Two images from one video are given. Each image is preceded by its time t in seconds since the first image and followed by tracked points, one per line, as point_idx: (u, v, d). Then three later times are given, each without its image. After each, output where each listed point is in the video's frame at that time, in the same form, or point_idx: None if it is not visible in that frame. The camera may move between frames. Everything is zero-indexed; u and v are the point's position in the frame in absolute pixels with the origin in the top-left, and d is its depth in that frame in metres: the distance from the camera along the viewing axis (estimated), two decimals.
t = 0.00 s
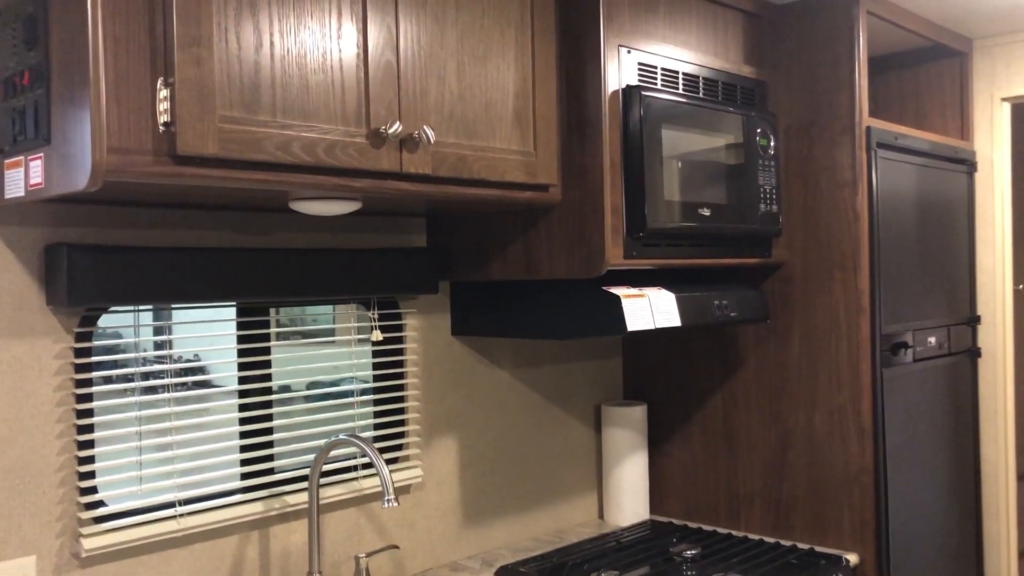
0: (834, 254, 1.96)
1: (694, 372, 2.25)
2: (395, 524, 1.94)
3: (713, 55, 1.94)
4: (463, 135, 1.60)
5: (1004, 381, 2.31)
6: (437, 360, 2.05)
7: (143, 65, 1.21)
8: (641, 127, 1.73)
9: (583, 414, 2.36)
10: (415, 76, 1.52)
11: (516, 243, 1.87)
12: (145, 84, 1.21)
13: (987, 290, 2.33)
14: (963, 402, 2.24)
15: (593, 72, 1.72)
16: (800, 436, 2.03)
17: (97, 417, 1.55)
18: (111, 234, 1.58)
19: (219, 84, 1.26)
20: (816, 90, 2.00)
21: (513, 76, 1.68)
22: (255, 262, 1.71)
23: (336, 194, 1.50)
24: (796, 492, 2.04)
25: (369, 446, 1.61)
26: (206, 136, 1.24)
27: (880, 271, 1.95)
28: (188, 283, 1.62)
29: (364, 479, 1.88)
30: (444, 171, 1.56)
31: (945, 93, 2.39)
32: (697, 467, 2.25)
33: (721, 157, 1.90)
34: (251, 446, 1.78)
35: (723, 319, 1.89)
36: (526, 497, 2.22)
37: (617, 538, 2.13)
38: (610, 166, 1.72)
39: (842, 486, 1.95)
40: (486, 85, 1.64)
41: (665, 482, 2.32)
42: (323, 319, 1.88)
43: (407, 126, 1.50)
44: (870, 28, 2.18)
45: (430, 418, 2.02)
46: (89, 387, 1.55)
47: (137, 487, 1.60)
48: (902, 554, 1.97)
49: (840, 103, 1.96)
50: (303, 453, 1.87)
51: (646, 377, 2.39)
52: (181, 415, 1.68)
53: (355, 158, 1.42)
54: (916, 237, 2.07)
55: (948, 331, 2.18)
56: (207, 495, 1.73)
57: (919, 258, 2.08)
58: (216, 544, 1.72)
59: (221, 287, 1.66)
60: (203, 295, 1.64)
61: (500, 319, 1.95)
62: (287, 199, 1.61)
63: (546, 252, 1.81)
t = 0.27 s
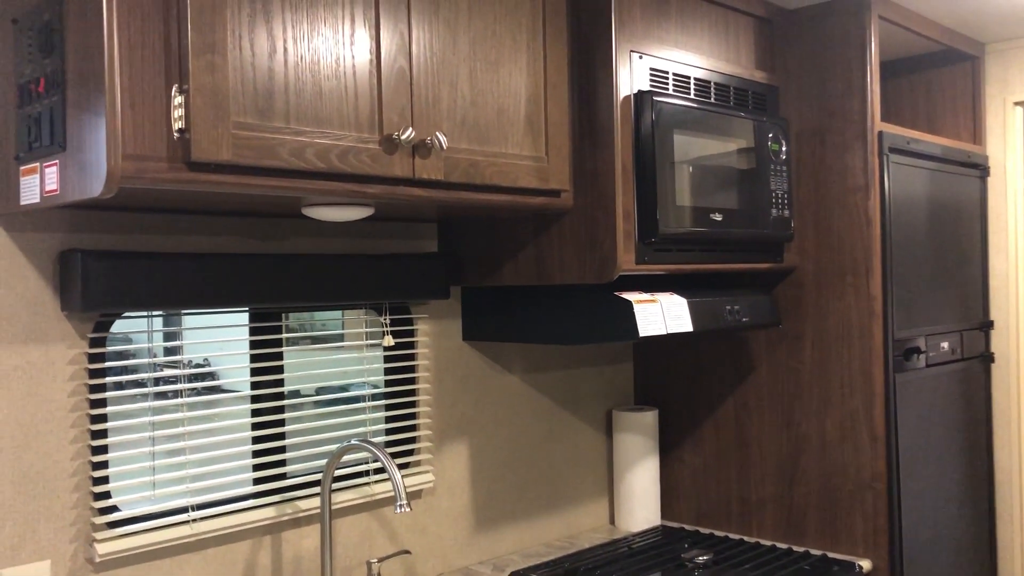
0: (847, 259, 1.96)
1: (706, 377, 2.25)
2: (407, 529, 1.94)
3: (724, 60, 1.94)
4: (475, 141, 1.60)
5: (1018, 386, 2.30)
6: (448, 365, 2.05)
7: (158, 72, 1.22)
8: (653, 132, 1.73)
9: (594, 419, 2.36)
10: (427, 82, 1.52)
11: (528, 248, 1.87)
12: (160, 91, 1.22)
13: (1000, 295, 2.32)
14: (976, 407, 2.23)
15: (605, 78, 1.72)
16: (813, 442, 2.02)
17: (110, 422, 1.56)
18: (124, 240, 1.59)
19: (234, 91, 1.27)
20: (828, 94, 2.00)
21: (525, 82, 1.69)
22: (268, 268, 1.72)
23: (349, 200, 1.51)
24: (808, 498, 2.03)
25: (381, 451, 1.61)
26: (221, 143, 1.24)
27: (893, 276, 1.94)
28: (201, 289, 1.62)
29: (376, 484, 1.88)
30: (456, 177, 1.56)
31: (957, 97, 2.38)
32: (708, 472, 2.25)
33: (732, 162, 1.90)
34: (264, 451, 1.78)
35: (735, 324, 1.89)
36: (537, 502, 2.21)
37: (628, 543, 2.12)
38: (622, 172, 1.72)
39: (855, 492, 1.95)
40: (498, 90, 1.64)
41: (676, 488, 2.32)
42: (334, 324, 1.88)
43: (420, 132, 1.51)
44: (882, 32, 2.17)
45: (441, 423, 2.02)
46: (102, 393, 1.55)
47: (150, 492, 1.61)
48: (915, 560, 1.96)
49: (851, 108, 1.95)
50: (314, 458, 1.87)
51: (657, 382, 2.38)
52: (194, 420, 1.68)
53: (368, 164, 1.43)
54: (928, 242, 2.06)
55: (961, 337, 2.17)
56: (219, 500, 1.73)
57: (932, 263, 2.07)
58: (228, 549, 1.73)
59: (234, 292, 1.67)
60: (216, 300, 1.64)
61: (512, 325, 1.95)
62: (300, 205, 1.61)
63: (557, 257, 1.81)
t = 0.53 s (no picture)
0: (854, 258, 1.95)
1: (713, 377, 2.25)
2: (414, 529, 1.95)
3: (731, 60, 1.94)
4: (482, 141, 1.60)
5: None
6: (455, 365, 2.05)
7: (166, 74, 1.22)
8: (660, 132, 1.73)
9: (601, 419, 2.36)
10: (434, 83, 1.53)
11: (535, 249, 1.87)
12: (168, 93, 1.22)
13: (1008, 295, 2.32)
14: (985, 407, 2.22)
15: (612, 78, 1.72)
16: (820, 442, 2.02)
17: (119, 423, 1.56)
18: (133, 241, 1.60)
19: (242, 93, 1.27)
20: (835, 94, 2.00)
21: (532, 83, 1.69)
22: (275, 269, 1.72)
23: (356, 201, 1.51)
24: (816, 498, 2.03)
25: (389, 452, 1.61)
26: (229, 144, 1.25)
27: (900, 276, 1.94)
28: (209, 290, 1.63)
29: (383, 484, 1.88)
30: (463, 178, 1.56)
31: (965, 96, 2.37)
32: (716, 473, 2.24)
33: (740, 162, 1.89)
34: (271, 452, 1.79)
35: (743, 325, 1.89)
36: (544, 503, 2.22)
37: (636, 544, 2.13)
38: (629, 171, 1.72)
39: (863, 493, 1.94)
40: (505, 91, 1.64)
41: (683, 488, 2.32)
42: (341, 324, 1.88)
43: (427, 133, 1.51)
44: (889, 31, 2.17)
45: (448, 423, 2.03)
46: (111, 394, 1.56)
47: (159, 493, 1.61)
48: (923, 561, 1.96)
49: (859, 107, 1.95)
50: (322, 459, 1.88)
51: (664, 382, 2.38)
52: (202, 421, 1.69)
53: (375, 165, 1.43)
54: (936, 242, 2.06)
55: (969, 336, 2.17)
56: (227, 500, 1.73)
57: (940, 263, 2.07)
58: (237, 549, 1.73)
59: (242, 293, 1.67)
60: (224, 301, 1.65)
61: (519, 325, 1.96)
62: (307, 206, 1.61)
63: (564, 258, 1.81)
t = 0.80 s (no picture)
0: (859, 255, 1.95)
1: (717, 375, 2.25)
2: (419, 527, 1.95)
3: (735, 57, 1.93)
4: (486, 139, 1.60)
5: None
6: (460, 363, 2.05)
7: (170, 73, 1.22)
8: (664, 129, 1.73)
9: (606, 416, 2.36)
10: (438, 80, 1.52)
11: (539, 247, 1.87)
12: (172, 91, 1.22)
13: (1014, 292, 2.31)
14: (991, 405, 2.22)
15: (616, 75, 1.72)
16: (825, 440, 2.01)
17: (124, 421, 1.57)
18: (137, 239, 1.60)
19: (245, 91, 1.27)
20: (839, 91, 1.99)
21: (535, 80, 1.68)
22: (279, 267, 1.72)
23: (360, 198, 1.51)
24: (821, 496, 2.02)
25: (393, 449, 1.61)
26: (233, 142, 1.25)
27: (905, 272, 1.93)
28: (213, 288, 1.63)
29: (388, 482, 1.88)
30: (467, 176, 1.56)
31: (970, 92, 2.36)
32: (720, 470, 2.24)
33: (744, 158, 1.89)
34: (276, 449, 1.79)
35: (747, 322, 1.88)
36: (548, 500, 2.22)
37: (640, 541, 2.13)
38: (633, 168, 1.72)
39: (868, 490, 1.94)
40: (508, 88, 1.64)
41: (688, 486, 2.32)
42: (345, 322, 1.88)
43: (430, 131, 1.51)
44: (894, 27, 2.16)
45: (453, 421, 2.03)
46: (116, 392, 1.56)
47: (164, 491, 1.61)
48: (928, 558, 1.96)
49: (863, 103, 1.94)
50: (327, 456, 1.88)
51: (668, 379, 2.38)
52: (207, 419, 1.69)
53: (379, 163, 1.43)
54: (941, 238, 2.05)
55: (974, 333, 2.16)
56: (232, 498, 1.74)
57: (945, 260, 2.06)
58: (242, 547, 1.74)
59: (246, 291, 1.67)
60: (228, 299, 1.65)
61: (523, 323, 1.95)
62: (311, 204, 1.61)
63: (569, 255, 1.80)
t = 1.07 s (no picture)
0: (861, 252, 1.94)
1: (719, 371, 2.25)
2: (421, 523, 1.95)
3: (737, 53, 1.93)
4: (488, 136, 1.60)
5: None
6: (461, 359, 2.05)
7: (172, 70, 1.22)
8: (665, 125, 1.73)
9: (607, 413, 2.36)
10: (440, 77, 1.52)
11: (541, 243, 1.87)
12: (174, 89, 1.23)
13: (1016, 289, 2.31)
14: (993, 402, 2.22)
15: (618, 72, 1.72)
16: (827, 436, 2.01)
17: (126, 417, 1.57)
18: (139, 236, 1.60)
19: (247, 87, 1.27)
20: (842, 87, 1.99)
21: (537, 77, 1.68)
22: (281, 263, 1.72)
23: (362, 195, 1.51)
24: (823, 492, 2.03)
25: (395, 446, 1.61)
26: (234, 139, 1.25)
27: (907, 269, 1.93)
28: (216, 285, 1.63)
29: (389, 478, 1.89)
30: (468, 172, 1.56)
31: (973, 88, 2.36)
32: (722, 466, 2.24)
33: (746, 155, 1.89)
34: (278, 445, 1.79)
35: (749, 319, 1.88)
36: (550, 497, 2.22)
37: (642, 537, 2.13)
38: (634, 165, 1.72)
39: (869, 486, 1.94)
40: (510, 85, 1.64)
41: (689, 482, 2.32)
42: (347, 319, 1.88)
43: (432, 128, 1.51)
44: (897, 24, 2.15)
45: (454, 418, 2.03)
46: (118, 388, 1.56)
47: (166, 487, 1.62)
48: (931, 554, 1.96)
49: (865, 100, 1.94)
50: (329, 453, 1.88)
51: (670, 376, 2.38)
52: (210, 415, 1.70)
53: (380, 160, 1.43)
54: (943, 235, 2.05)
55: (977, 330, 2.16)
56: (234, 494, 1.74)
57: (947, 256, 2.06)
58: (244, 543, 1.74)
59: (248, 288, 1.68)
60: (229, 296, 1.65)
61: (525, 319, 1.96)
62: (313, 201, 1.62)
63: (570, 252, 1.80)
